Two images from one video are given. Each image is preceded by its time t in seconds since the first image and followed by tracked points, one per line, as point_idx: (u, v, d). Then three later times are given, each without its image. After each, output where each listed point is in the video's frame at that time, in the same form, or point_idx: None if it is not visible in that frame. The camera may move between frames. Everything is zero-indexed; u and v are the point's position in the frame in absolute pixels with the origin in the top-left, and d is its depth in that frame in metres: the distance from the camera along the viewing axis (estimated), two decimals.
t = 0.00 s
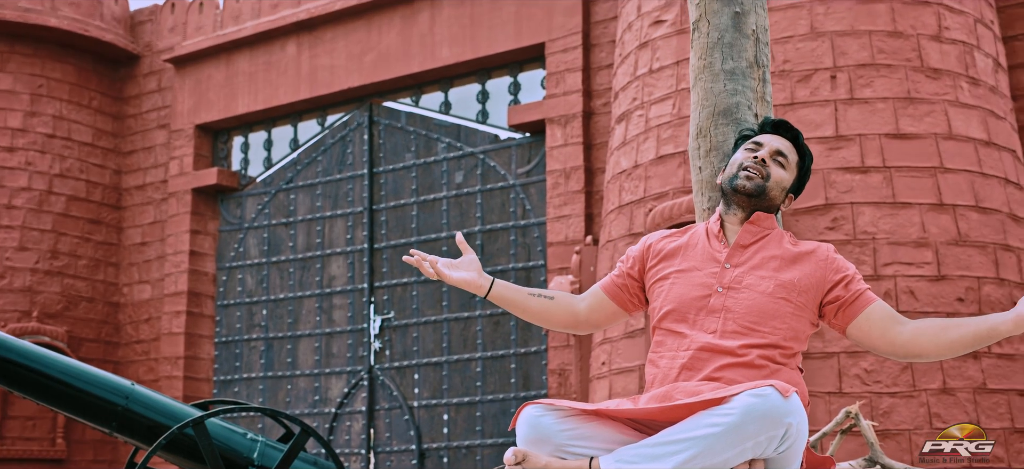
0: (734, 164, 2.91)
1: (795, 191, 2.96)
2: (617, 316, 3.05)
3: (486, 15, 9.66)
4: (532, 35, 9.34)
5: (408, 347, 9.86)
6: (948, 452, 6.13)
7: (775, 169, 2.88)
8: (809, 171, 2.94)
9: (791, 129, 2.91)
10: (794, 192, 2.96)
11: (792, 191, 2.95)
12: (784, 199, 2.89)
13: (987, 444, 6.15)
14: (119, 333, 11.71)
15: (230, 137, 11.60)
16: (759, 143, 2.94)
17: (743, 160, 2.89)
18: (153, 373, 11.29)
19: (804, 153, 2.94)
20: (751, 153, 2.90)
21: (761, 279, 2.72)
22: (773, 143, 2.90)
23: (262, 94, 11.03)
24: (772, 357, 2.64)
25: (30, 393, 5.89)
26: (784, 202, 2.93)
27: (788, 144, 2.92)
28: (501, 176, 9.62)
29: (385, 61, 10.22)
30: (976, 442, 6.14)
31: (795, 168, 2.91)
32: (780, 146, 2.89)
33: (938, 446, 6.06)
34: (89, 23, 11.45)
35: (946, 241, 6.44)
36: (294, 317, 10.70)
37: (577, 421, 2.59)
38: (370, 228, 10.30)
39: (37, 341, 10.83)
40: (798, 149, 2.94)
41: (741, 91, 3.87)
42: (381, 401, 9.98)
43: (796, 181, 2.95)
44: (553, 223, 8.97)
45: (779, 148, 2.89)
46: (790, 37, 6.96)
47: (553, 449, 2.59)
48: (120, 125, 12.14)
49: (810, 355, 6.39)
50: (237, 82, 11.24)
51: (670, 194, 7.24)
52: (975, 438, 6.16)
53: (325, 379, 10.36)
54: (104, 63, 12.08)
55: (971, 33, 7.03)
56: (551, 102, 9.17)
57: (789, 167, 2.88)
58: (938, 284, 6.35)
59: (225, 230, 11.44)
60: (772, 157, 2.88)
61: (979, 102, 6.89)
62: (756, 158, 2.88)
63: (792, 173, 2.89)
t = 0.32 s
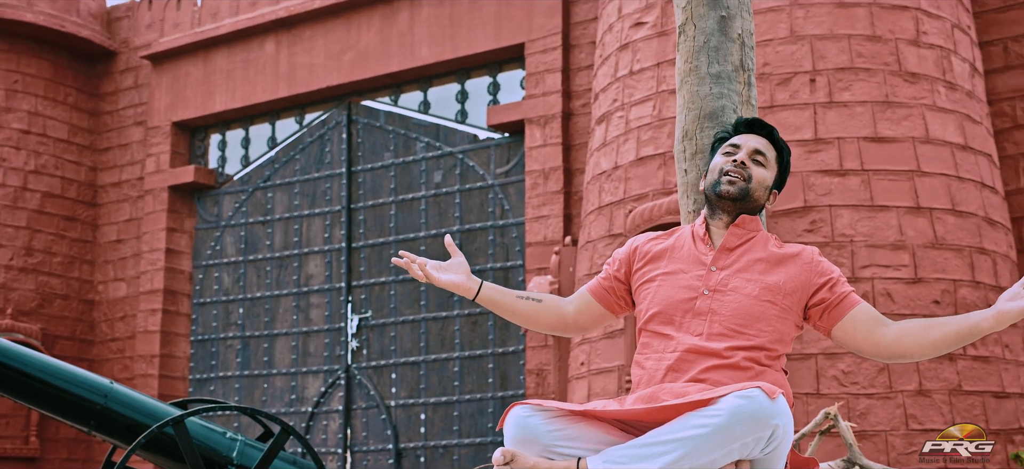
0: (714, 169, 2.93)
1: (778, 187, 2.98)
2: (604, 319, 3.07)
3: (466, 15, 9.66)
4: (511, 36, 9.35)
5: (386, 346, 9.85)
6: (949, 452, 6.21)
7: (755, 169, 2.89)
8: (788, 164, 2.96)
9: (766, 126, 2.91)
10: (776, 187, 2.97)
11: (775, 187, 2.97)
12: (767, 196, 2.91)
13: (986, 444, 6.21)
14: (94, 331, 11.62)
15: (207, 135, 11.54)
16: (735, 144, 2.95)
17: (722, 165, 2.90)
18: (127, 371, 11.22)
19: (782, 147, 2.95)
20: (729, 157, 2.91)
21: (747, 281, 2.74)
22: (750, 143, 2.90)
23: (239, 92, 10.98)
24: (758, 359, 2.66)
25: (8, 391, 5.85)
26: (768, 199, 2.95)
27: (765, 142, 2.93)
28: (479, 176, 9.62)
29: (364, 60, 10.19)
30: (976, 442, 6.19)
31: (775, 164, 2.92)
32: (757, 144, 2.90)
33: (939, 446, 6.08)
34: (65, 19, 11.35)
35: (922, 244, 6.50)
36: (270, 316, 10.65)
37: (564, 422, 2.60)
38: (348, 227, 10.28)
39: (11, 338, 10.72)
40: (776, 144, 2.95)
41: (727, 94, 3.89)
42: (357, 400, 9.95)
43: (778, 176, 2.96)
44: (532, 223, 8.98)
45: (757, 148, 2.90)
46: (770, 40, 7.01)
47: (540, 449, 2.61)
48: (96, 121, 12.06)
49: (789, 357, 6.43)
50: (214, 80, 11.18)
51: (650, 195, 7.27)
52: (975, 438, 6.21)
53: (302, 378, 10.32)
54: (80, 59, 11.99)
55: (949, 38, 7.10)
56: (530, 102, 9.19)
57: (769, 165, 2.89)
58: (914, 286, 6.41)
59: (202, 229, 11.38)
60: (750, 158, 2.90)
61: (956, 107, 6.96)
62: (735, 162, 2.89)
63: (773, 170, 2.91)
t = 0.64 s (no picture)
0: (682, 179, 2.89)
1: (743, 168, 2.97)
2: (590, 322, 3.09)
3: (445, 15, 9.66)
4: (490, 35, 9.35)
5: (363, 346, 9.82)
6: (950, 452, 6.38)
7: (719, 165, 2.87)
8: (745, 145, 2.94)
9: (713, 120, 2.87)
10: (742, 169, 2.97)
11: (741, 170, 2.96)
12: (739, 183, 2.90)
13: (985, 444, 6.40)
14: (69, 329, 11.53)
15: (183, 133, 11.47)
16: (689, 146, 2.91)
17: (688, 174, 2.87)
18: (103, 370, 11.14)
19: (734, 130, 2.92)
20: (693, 164, 2.87)
21: (730, 283, 2.76)
22: (706, 142, 2.87)
23: (217, 90, 10.92)
24: (742, 361, 2.68)
25: None
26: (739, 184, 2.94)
27: (718, 134, 2.89)
28: (458, 176, 9.62)
29: (342, 59, 10.15)
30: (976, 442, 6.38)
31: (735, 151, 2.90)
32: (712, 141, 2.87)
33: (938, 446, 6.30)
34: (40, 16, 11.25)
35: (899, 246, 6.56)
36: (247, 315, 10.61)
37: (549, 421, 2.61)
38: (325, 226, 10.24)
39: None
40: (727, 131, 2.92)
41: (710, 96, 3.92)
42: (334, 400, 9.92)
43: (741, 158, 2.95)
44: (510, 223, 8.99)
45: (715, 145, 2.87)
46: (749, 42, 7.04)
47: (525, 449, 2.61)
48: (71, 119, 11.97)
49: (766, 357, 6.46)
50: (191, 78, 11.12)
51: (629, 196, 7.29)
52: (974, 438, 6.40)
53: (279, 377, 10.27)
54: (55, 56, 11.90)
55: (925, 41, 7.16)
56: (509, 102, 9.19)
57: (731, 156, 2.87)
58: (891, 287, 6.47)
59: (178, 227, 11.31)
60: (711, 156, 2.87)
61: (932, 109, 7.02)
62: (699, 167, 2.86)
63: (736, 158, 2.89)
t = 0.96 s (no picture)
0: (637, 189, 2.91)
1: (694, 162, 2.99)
2: (566, 329, 3.09)
3: (419, 15, 9.64)
4: (464, 36, 9.35)
5: (335, 345, 9.79)
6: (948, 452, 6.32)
7: (670, 165, 2.89)
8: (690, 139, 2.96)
9: (650, 124, 2.91)
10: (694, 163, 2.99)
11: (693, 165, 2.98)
12: (693, 176, 2.93)
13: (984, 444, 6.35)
14: (38, 328, 11.41)
15: (155, 131, 11.37)
16: (635, 155, 2.93)
17: (642, 182, 2.89)
18: (72, 369, 11.04)
19: (674, 129, 2.96)
20: (643, 171, 2.90)
21: (700, 282, 2.77)
22: (650, 148, 2.90)
23: (189, 88, 10.85)
24: (718, 360, 2.69)
25: None
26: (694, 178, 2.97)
27: (661, 136, 2.93)
28: (431, 176, 9.60)
29: (316, 57, 10.11)
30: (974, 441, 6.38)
31: (681, 148, 2.93)
32: (655, 145, 2.90)
33: (938, 446, 6.32)
34: (11, 12, 11.12)
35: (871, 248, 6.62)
36: (219, 314, 10.54)
37: (528, 421, 2.62)
38: (298, 225, 10.20)
39: None
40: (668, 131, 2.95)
41: (687, 98, 3.93)
42: (306, 399, 9.88)
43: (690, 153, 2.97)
44: (483, 223, 8.99)
45: (660, 147, 2.90)
46: (724, 44, 7.06)
47: (504, 449, 2.62)
48: (41, 116, 11.85)
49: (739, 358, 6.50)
50: (163, 75, 11.03)
51: (603, 196, 7.31)
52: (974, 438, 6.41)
53: (250, 377, 10.22)
54: (25, 53, 11.78)
55: (897, 45, 7.23)
56: (483, 102, 9.19)
57: (678, 153, 2.90)
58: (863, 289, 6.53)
59: (149, 225, 11.23)
60: (660, 159, 2.89)
61: (904, 113, 7.09)
62: (650, 172, 2.88)
63: (683, 154, 2.92)
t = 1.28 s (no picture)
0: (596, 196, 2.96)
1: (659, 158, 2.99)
2: (543, 333, 3.09)
3: (395, 14, 9.62)
4: (440, 35, 9.34)
5: (310, 345, 9.75)
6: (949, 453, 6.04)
7: (622, 168, 2.92)
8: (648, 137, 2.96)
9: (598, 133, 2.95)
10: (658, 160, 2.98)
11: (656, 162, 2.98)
12: (650, 174, 2.93)
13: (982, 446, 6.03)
14: (9, 327, 11.31)
15: (128, 129, 11.28)
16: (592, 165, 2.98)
17: (597, 190, 2.94)
18: (44, 369, 10.93)
19: (629, 130, 2.97)
20: (597, 179, 2.94)
21: (670, 281, 2.78)
22: (601, 156, 2.94)
23: (163, 86, 10.78)
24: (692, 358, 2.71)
25: None
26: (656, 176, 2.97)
27: (613, 142, 2.95)
28: (407, 175, 9.58)
29: (291, 56, 10.07)
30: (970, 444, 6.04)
31: (635, 149, 2.94)
32: (605, 152, 2.94)
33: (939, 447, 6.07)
34: None
35: (845, 248, 6.68)
36: (192, 313, 10.47)
37: (510, 419, 2.63)
38: (273, 224, 10.15)
39: None
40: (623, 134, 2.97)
41: (667, 99, 3.95)
42: (280, 399, 9.83)
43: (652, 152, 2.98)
44: (459, 223, 8.98)
45: (610, 154, 2.93)
46: (700, 45, 7.09)
47: (486, 447, 2.62)
48: (13, 113, 11.73)
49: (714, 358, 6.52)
50: (137, 73, 10.95)
51: (579, 196, 7.32)
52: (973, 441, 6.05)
53: (224, 377, 10.16)
54: None
55: (872, 47, 7.28)
56: (458, 102, 9.19)
57: (628, 156, 2.92)
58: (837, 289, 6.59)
59: (122, 224, 11.14)
60: (611, 165, 2.92)
61: (878, 114, 7.15)
62: (602, 180, 2.92)
63: (637, 154, 2.93)
